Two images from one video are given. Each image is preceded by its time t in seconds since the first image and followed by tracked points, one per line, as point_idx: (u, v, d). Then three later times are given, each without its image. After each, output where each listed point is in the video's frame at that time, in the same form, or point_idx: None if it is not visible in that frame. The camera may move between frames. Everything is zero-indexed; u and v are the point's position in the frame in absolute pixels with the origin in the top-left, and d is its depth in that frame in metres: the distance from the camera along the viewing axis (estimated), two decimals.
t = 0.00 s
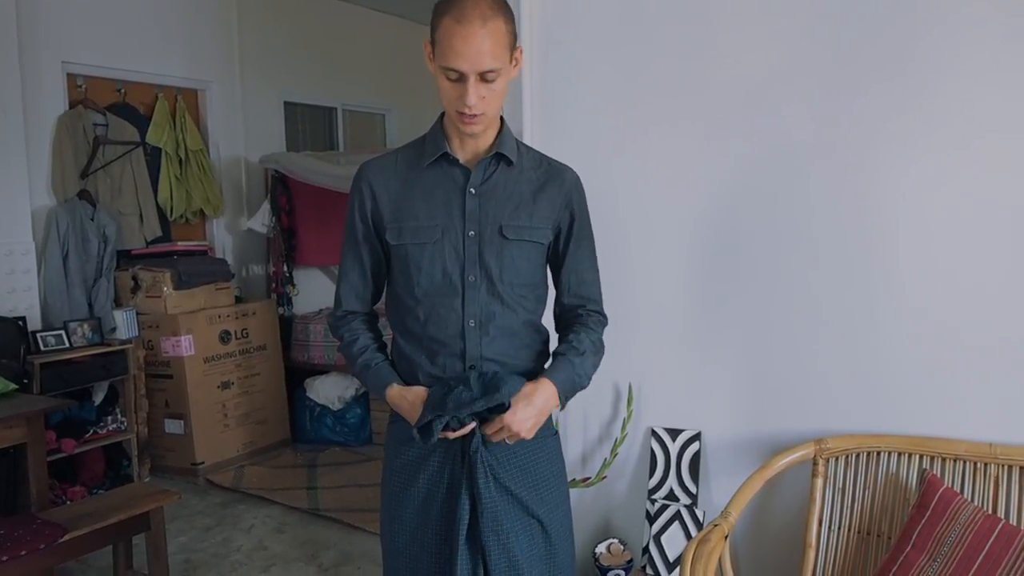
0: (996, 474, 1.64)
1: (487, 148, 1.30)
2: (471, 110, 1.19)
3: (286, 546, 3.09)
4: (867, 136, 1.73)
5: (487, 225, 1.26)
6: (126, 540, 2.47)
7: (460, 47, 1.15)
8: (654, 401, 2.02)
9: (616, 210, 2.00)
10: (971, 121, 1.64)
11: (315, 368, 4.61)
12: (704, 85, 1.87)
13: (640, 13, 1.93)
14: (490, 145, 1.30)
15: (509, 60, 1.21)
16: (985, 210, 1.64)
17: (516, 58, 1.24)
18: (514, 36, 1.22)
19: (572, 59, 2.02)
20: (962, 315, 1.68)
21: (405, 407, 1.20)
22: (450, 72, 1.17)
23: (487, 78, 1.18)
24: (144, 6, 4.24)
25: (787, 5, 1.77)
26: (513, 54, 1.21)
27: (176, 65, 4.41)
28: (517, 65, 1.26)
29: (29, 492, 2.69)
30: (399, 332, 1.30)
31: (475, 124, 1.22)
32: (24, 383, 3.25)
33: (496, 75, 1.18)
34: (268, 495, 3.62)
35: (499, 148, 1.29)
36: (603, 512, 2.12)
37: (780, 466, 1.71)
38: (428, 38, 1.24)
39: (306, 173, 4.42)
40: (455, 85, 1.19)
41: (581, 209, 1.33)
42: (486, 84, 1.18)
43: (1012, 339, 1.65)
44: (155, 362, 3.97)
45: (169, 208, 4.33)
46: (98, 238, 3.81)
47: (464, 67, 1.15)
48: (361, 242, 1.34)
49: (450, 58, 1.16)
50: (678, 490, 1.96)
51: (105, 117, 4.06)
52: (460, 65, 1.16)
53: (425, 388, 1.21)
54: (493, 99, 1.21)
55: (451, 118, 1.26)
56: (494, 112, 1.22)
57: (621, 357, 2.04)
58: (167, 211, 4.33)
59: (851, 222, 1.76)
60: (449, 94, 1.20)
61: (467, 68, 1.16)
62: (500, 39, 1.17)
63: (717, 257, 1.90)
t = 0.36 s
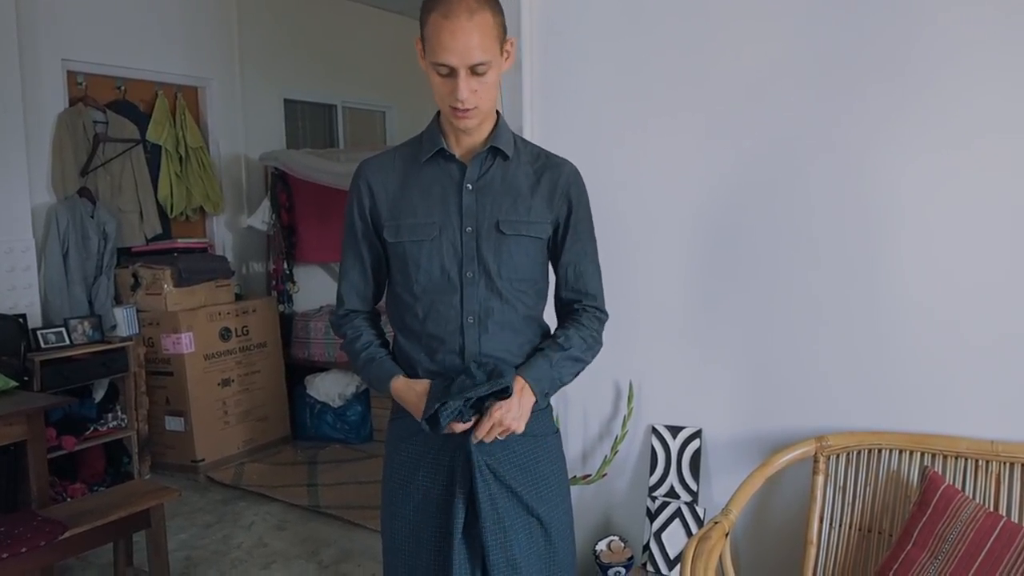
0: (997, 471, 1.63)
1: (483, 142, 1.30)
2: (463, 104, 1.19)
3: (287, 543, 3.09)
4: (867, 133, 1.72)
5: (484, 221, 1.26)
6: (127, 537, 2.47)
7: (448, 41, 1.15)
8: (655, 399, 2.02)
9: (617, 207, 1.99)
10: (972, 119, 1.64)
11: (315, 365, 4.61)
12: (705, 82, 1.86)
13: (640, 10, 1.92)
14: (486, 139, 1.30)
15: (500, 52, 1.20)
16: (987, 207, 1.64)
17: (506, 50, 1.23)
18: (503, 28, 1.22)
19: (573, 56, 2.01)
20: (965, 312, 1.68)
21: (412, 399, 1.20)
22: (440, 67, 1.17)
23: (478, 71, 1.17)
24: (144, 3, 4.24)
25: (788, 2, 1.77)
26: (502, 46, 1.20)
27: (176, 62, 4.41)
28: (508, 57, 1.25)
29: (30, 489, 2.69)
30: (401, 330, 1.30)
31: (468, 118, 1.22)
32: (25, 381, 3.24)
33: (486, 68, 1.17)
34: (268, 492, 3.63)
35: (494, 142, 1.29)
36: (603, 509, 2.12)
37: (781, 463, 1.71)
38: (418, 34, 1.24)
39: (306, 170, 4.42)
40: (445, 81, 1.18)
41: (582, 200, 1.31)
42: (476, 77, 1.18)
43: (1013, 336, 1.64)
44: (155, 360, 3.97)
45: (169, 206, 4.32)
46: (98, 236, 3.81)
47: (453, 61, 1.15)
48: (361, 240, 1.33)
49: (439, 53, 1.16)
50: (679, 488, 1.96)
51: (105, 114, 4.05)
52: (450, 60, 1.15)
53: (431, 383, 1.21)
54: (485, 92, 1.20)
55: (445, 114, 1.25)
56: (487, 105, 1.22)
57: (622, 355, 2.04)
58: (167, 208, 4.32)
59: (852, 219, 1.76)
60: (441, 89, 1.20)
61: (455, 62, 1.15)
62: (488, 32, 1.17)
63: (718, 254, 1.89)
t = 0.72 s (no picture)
0: (1000, 470, 1.63)
1: (481, 138, 1.28)
2: (458, 100, 1.18)
3: (288, 541, 3.09)
4: (869, 132, 1.72)
5: (483, 218, 1.26)
6: (127, 536, 2.47)
7: (441, 37, 1.14)
8: (656, 398, 2.02)
9: (618, 206, 1.99)
10: (976, 117, 1.63)
11: (316, 364, 4.61)
12: (706, 81, 1.86)
13: (643, 8, 1.91)
14: (484, 135, 1.28)
15: (493, 47, 1.19)
16: (990, 206, 1.63)
17: (499, 45, 1.22)
18: (495, 22, 1.21)
19: (574, 55, 2.01)
20: (967, 311, 1.67)
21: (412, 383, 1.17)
22: (434, 64, 1.16)
23: (472, 66, 1.16)
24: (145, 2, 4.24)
25: None
26: (495, 40, 1.20)
27: (177, 61, 4.41)
28: (502, 53, 1.24)
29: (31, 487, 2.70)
30: (400, 329, 1.29)
31: (465, 114, 1.20)
32: (26, 379, 3.25)
33: (480, 63, 1.16)
34: (269, 491, 3.63)
35: (492, 137, 1.27)
36: (604, 508, 2.12)
37: (782, 463, 1.70)
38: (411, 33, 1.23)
39: (308, 169, 4.41)
40: (440, 77, 1.18)
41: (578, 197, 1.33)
42: (471, 72, 1.17)
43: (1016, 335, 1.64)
44: (156, 359, 3.98)
45: (170, 205, 4.32)
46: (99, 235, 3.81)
47: (446, 57, 1.14)
48: (359, 240, 1.33)
49: (432, 50, 1.15)
50: (681, 487, 1.96)
51: (106, 113, 4.05)
52: (443, 56, 1.14)
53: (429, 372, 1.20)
54: (480, 88, 1.20)
55: (441, 112, 1.24)
56: (482, 101, 1.21)
57: (623, 354, 2.03)
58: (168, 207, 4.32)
59: (854, 218, 1.75)
60: (435, 86, 1.19)
61: (449, 57, 1.14)
62: (479, 26, 1.16)
63: (719, 253, 1.89)
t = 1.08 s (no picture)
0: (1002, 470, 1.62)
1: (480, 138, 1.28)
2: (456, 97, 1.18)
3: (288, 541, 3.09)
4: (872, 134, 1.71)
5: (483, 216, 1.26)
6: (127, 535, 2.47)
7: (438, 34, 1.14)
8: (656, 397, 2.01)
9: (619, 205, 1.98)
10: (983, 118, 1.62)
11: (317, 363, 4.61)
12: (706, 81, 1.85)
13: (646, 8, 1.90)
14: (483, 135, 1.28)
15: (491, 44, 1.19)
16: (992, 206, 1.63)
17: (497, 42, 1.22)
18: (493, 19, 1.21)
19: (577, 55, 2.00)
20: (968, 311, 1.67)
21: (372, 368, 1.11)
22: (432, 61, 1.16)
23: (470, 62, 1.16)
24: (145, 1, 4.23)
25: None
26: (493, 37, 1.19)
27: (178, 60, 4.40)
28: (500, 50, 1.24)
29: (31, 487, 2.69)
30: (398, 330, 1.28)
31: (463, 111, 1.20)
32: (27, 378, 3.25)
33: (478, 59, 1.16)
34: (270, 490, 3.62)
35: (491, 137, 1.27)
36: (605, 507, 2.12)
37: (785, 461, 1.70)
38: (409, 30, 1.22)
39: (309, 168, 4.41)
40: (438, 75, 1.17)
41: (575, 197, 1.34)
42: (469, 69, 1.17)
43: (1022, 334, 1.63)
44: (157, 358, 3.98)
45: (171, 204, 4.32)
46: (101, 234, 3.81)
47: (444, 54, 1.14)
48: (358, 242, 1.32)
49: (430, 47, 1.15)
50: (683, 486, 1.98)
51: (107, 111, 4.05)
52: (440, 53, 1.14)
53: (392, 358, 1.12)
54: (478, 85, 1.19)
55: (438, 109, 1.24)
56: (480, 98, 1.21)
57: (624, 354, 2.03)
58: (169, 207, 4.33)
59: (858, 218, 1.74)
60: (433, 84, 1.19)
61: (447, 54, 1.14)
62: (477, 23, 1.16)
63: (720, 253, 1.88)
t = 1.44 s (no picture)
0: (1004, 467, 1.62)
1: (475, 136, 1.27)
2: (458, 94, 1.18)
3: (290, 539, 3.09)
4: (875, 132, 1.71)
5: (482, 213, 1.25)
6: (130, 533, 2.47)
7: (441, 32, 1.13)
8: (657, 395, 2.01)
9: (620, 204, 1.98)
10: (987, 117, 1.61)
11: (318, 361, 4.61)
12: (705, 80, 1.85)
13: (648, 6, 1.90)
14: (479, 132, 1.28)
15: (493, 42, 1.19)
16: (990, 204, 1.63)
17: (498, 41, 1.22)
18: (494, 17, 1.21)
19: (579, 53, 1.99)
20: (969, 309, 1.67)
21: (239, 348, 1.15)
22: (435, 58, 1.15)
23: (473, 61, 1.16)
24: None
25: None
26: (495, 35, 1.19)
27: (178, 58, 4.40)
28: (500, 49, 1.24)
29: (33, 485, 2.69)
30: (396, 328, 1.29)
31: (463, 109, 1.20)
32: (28, 376, 3.25)
33: (481, 58, 1.16)
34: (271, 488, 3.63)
35: (487, 134, 1.27)
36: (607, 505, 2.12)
37: (786, 459, 1.70)
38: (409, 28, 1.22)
39: (309, 166, 4.40)
40: (440, 72, 1.17)
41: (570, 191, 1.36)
42: (471, 67, 1.16)
43: None
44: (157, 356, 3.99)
45: (172, 202, 4.32)
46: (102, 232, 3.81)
47: (448, 52, 1.14)
48: (356, 241, 1.32)
49: (432, 45, 1.14)
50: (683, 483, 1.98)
51: (108, 110, 4.05)
52: (443, 50, 1.14)
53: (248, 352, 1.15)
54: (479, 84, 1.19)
55: (436, 106, 1.23)
56: (481, 96, 1.21)
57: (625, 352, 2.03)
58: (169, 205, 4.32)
59: (859, 216, 1.74)
60: (434, 81, 1.19)
61: (451, 52, 1.14)
62: (480, 21, 1.16)
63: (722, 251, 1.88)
